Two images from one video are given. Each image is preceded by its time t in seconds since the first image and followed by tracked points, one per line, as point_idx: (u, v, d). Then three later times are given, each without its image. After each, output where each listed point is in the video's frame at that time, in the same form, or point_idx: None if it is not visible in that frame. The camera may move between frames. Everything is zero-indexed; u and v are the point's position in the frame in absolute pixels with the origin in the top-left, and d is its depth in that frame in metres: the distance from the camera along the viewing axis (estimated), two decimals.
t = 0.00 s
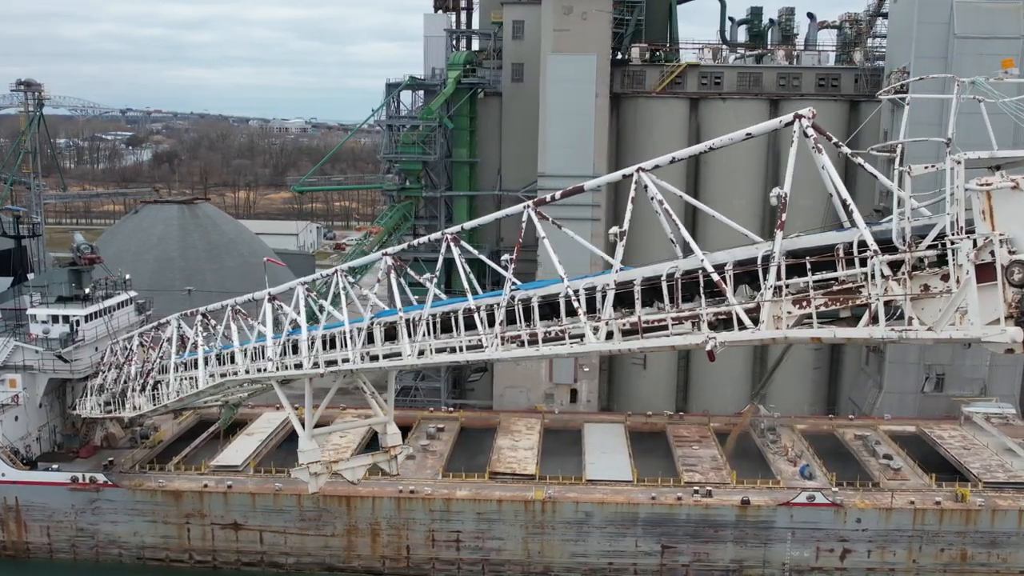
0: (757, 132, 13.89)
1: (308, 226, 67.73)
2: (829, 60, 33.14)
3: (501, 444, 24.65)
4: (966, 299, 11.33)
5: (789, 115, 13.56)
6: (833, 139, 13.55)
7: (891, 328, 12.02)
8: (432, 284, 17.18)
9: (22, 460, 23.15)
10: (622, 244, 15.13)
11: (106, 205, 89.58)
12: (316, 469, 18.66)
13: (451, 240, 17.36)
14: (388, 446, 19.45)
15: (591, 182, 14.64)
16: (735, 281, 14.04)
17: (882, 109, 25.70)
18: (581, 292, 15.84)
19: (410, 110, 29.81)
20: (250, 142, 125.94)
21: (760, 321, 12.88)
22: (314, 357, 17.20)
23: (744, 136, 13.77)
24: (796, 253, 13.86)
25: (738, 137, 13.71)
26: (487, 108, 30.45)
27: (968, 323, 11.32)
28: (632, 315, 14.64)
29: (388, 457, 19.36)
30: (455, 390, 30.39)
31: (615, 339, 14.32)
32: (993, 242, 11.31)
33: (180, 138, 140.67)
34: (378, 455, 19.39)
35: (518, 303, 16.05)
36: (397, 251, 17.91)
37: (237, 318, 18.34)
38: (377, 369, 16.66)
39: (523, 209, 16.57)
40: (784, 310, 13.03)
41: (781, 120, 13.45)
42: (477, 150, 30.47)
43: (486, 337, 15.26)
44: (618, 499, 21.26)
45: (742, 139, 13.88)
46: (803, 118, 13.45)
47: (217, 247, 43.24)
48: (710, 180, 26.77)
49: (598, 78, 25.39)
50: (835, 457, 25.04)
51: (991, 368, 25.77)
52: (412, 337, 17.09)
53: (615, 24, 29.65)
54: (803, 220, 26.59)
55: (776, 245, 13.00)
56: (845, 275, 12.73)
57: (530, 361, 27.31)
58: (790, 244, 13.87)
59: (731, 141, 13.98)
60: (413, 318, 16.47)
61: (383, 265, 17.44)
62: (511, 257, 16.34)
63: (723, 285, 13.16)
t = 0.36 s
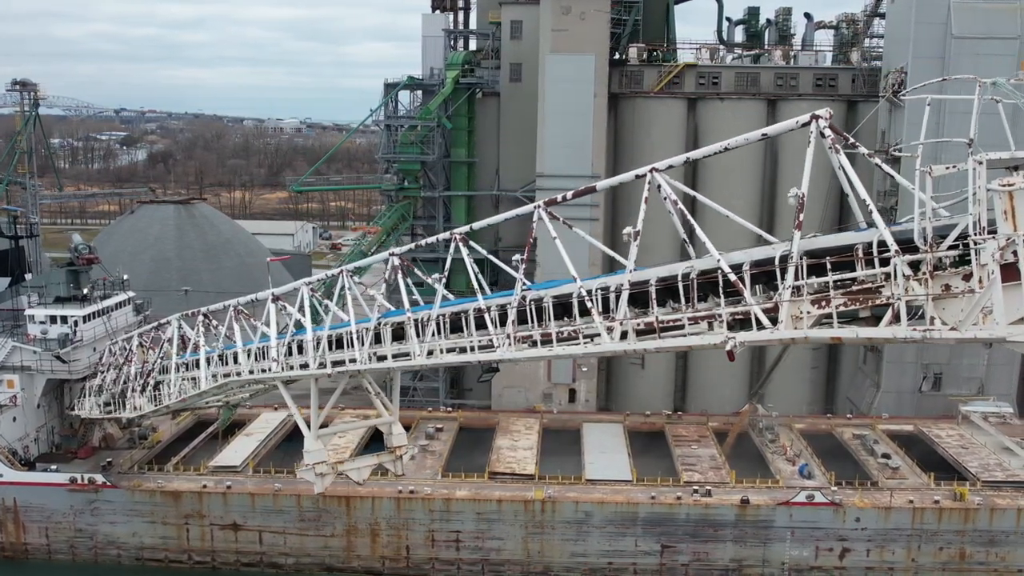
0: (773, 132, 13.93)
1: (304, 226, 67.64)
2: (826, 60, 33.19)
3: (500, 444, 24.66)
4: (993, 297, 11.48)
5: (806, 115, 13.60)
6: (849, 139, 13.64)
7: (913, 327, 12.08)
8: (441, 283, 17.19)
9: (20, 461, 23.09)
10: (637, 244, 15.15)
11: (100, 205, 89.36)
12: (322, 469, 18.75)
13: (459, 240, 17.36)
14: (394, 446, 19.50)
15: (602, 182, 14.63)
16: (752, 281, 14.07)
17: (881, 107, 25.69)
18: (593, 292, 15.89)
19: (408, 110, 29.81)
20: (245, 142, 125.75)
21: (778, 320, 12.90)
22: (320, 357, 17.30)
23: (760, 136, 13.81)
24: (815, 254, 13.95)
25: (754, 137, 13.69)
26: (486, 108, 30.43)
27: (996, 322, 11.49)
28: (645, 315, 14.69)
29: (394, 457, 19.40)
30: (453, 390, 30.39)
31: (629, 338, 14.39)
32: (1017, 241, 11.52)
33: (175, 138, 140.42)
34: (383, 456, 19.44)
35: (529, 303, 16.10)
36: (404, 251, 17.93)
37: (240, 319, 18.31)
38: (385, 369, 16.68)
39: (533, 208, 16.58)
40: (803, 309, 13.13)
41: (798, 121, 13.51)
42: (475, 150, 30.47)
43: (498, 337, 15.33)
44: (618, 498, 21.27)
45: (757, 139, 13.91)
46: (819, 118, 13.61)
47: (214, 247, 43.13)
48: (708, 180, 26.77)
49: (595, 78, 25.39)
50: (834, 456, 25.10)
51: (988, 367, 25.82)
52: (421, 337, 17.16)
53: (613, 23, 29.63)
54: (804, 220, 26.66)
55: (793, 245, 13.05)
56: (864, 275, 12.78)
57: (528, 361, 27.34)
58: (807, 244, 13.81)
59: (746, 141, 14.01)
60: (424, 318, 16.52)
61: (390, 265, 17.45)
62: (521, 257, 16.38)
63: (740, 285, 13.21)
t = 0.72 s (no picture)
0: (791, 133, 13.96)
1: (300, 226, 67.62)
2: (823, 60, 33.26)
3: (499, 444, 24.66)
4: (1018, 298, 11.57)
5: (824, 116, 13.61)
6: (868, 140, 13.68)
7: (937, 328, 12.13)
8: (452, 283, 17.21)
9: (18, 462, 23.02)
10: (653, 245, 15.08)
11: (95, 205, 89.17)
12: (328, 470, 18.75)
13: (469, 240, 17.35)
14: (399, 447, 19.52)
15: (616, 182, 14.70)
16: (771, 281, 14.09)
17: (879, 107, 25.62)
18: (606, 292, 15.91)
19: (406, 110, 29.78)
20: (240, 142, 125.58)
21: (799, 321, 12.92)
22: (327, 357, 17.28)
23: (778, 137, 13.84)
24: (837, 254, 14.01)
25: (772, 138, 13.77)
26: (484, 108, 30.41)
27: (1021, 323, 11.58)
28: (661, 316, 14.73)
29: (400, 457, 19.43)
30: (451, 390, 30.37)
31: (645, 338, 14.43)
32: None
33: (170, 138, 140.11)
34: (389, 456, 19.47)
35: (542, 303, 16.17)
36: (412, 251, 17.92)
37: (242, 319, 18.22)
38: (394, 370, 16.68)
39: (545, 208, 16.54)
40: (823, 310, 12.99)
41: (816, 121, 13.54)
42: (473, 150, 30.37)
43: (511, 338, 15.37)
44: (617, 498, 21.28)
45: (775, 140, 13.94)
46: (838, 118, 13.65)
47: (210, 247, 43.02)
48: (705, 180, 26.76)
49: (594, 78, 25.39)
50: (833, 456, 25.14)
51: (985, 367, 25.89)
52: (430, 337, 17.21)
53: (611, 23, 29.65)
54: (803, 220, 26.67)
55: (812, 245, 13.09)
56: (885, 276, 12.81)
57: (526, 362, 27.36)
58: (827, 244, 14.13)
59: (764, 142, 14.04)
60: (435, 318, 16.53)
61: (398, 265, 17.41)
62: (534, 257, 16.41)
63: (760, 286, 13.20)
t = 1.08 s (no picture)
0: (808, 132, 14.00)
1: (297, 226, 67.54)
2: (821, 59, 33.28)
3: (499, 444, 24.66)
4: None
5: (842, 116, 13.65)
6: (887, 141, 13.74)
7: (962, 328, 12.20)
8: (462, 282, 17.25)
9: (16, 462, 22.94)
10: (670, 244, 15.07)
11: (90, 205, 88.93)
12: (335, 470, 18.73)
13: (479, 239, 17.37)
14: (406, 447, 19.55)
15: (630, 182, 14.71)
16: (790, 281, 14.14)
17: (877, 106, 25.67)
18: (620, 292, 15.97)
19: (405, 110, 29.77)
20: (235, 142, 125.34)
21: (819, 320, 12.98)
22: (333, 357, 17.30)
23: (795, 137, 13.87)
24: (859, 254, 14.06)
25: (790, 138, 13.79)
26: (482, 108, 30.37)
27: None
28: (678, 316, 14.76)
29: (407, 457, 19.47)
30: (449, 389, 30.35)
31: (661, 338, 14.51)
32: None
33: (164, 138, 139.67)
34: (396, 456, 19.50)
35: (554, 302, 16.22)
36: (421, 251, 17.94)
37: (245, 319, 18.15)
38: (404, 369, 16.71)
39: (558, 208, 16.52)
40: (843, 309, 13.06)
41: (834, 121, 13.59)
42: (472, 150, 30.30)
43: (524, 338, 15.45)
44: (617, 498, 21.28)
45: (793, 139, 13.96)
46: (856, 118, 13.72)
47: (206, 248, 42.88)
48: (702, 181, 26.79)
49: (592, 78, 25.41)
50: (832, 455, 25.18)
51: (982, 366, 25.96)
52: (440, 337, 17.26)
53: (609, 24, 29.69)
54: (800, 221, 26.70)
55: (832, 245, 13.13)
56: (907, 275, 12.88)
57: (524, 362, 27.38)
58: (847, 244, 14.27)
59: (782, 141, 14.05)
60: (446, 318, 16.56)
61: (406, 265, 17.38)
62: (545, 256, 16.44)
63: (779, 286, 13.27)
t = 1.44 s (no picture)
0: (827, 131, 14.09)
1: (293, 226, 67.46)
2: (818, 59, 33.31)
3: (498, 444, 24.66)
4: None
5: (861, 116, 13.78)
6: (907, 141, 13.86)
7: (985, 326, 12.29)
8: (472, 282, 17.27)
9: (14, 463, 22.86)
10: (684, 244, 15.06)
11: (85, 205, 88.71)
12: (342, 470, 18.79)
13: (489, 240, 17.36)
14: (413, 446, 19.63)
15: (644, 182, 14.69)
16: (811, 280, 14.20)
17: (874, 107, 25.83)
18: (632, 292, 15.97)
19: (403, 110, 29.78)
20: (230, 142, 125.13)
21: (840, 319, 13.02)
22: (340, 358, 17.30)
23: (813, 135, 14.00)
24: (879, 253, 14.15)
25: (808, 137, 13.89)
26: (481, 108, 30.33)
27: None
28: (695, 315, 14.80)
29: (414, 457, 19.57)
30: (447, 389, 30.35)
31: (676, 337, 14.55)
32: None
33: (159, 138, 139.34)
34: (403, 456, 19.59)
35: (566, 302, 16.26)
36: (428, 250, 17.92)
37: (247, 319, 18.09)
38: (413, 369, 16.72)
39: (570, 208, 16.49)
40: (864, 308, 13.10)
41: (854, 120, 13.73)
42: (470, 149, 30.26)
43: (536, 338, 15.46)
44: (618, 498, 21.29)
45: (811, 138, 14.07)
46: (876, 118, 13.87)
47: (203, 248, 42.78)
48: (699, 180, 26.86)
49: (591, 78, 25.41)
50: (830, 454, 25.25)
51: (980, 365, 26.02)
52: (449, 337, 17.30)
53: (606, 24, 29.70)
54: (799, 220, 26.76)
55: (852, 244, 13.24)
56: (929, 275, 12.97)
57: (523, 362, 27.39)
58: (867, 244, 14.35)
59: (799, 140, 14.12)
60: (457, 318, 16.55)
61: (413, 265, 17.34)
62: (557, 256, 16.46)
63: (798, 286, 13.31)
